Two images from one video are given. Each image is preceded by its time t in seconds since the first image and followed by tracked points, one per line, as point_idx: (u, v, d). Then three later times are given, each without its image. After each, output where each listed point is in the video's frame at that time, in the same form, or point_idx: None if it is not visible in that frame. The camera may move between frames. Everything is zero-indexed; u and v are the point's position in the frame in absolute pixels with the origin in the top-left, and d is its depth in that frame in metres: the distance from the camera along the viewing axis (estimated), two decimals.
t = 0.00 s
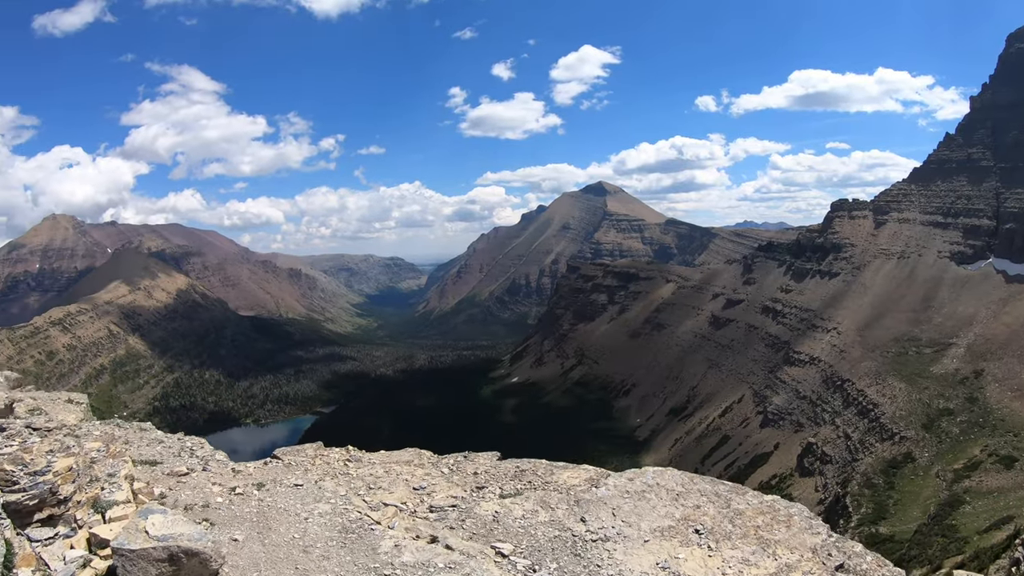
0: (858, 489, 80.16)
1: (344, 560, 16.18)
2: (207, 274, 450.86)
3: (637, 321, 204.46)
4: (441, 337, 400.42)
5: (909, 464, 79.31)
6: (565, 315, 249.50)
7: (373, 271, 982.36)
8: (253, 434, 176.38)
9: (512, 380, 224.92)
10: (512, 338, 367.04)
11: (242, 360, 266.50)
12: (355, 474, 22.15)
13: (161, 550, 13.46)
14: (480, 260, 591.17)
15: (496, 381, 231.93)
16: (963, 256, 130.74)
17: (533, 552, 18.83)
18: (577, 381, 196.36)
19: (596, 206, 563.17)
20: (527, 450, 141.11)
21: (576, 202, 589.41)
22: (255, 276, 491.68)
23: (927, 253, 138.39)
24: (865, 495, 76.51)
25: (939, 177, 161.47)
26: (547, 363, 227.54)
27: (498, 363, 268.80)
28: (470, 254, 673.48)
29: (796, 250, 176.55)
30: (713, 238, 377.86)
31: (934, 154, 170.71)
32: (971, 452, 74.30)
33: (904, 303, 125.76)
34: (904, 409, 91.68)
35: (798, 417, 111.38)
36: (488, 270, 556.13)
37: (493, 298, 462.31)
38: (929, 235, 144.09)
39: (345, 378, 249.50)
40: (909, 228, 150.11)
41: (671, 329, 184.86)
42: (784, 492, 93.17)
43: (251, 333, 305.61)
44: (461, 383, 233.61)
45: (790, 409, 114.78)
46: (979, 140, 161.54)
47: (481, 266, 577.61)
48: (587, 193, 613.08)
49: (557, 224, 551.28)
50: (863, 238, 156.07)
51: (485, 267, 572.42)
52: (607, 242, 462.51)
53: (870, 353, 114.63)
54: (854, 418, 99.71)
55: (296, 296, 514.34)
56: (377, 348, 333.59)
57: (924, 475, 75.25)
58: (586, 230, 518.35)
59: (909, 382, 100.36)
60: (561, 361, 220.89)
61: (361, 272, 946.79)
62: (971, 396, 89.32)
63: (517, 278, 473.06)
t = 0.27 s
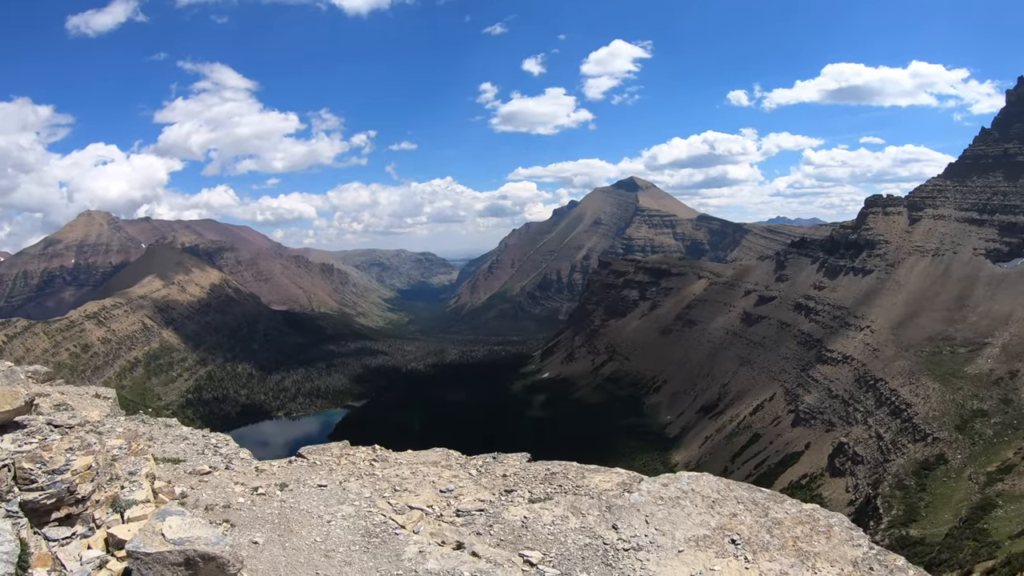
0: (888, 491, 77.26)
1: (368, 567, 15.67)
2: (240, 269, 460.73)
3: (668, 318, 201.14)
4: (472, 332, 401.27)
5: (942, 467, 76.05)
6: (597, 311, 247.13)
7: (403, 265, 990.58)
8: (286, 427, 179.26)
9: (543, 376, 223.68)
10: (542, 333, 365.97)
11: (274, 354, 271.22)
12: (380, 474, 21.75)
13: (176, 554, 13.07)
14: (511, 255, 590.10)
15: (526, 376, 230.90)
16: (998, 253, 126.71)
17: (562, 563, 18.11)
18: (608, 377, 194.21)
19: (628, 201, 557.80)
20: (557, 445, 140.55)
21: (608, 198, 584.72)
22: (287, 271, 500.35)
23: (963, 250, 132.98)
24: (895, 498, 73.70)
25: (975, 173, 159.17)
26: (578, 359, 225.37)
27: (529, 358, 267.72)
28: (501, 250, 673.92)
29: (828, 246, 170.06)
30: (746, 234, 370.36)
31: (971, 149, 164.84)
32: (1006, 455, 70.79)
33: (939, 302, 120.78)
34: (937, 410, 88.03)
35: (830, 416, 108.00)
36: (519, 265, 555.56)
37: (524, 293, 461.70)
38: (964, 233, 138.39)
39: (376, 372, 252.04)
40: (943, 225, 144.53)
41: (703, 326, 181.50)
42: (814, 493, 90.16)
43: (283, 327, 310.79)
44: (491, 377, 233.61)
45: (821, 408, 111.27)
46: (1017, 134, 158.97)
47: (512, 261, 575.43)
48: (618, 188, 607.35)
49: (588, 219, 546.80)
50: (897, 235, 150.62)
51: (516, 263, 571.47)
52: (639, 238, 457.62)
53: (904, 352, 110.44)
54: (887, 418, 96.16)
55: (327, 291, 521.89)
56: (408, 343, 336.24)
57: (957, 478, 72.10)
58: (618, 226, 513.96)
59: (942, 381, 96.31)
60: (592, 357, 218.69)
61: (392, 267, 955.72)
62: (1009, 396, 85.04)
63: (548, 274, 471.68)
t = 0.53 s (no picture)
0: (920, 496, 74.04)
1: None
2: (275, 265, 470.61)
3: (702, 316, 197.17)
4: (505, 328, 400.81)
5: (977, 471, 72.57)
6: (630, 308, 244.04)
7: (437, 261, 995.85)
8: (318, 421, 181.59)
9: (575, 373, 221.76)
10: (574, 331, 363.74)
11: (307, 348, 275.67)
12: (409, 482, 21.26)
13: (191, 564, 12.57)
14: (544, 252, 588.00)
15: (559, 373, 229.00)
16: None
17: None
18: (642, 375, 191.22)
19: (662, 198, 550.92)
20: (587, 442, 139.08)
21: (641, 195, 578.69)
22: (321, 266, 507.88)
23: (1004, 250, 126.84)
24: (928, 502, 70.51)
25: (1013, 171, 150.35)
26: (611, 356, 221.98)
27: (561, 356, 265.59)
28: (533, 247, 673.15)
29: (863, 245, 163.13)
30: (781, 232, 361.41)
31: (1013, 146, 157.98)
32: None
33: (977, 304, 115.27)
34: (973, 412, 84.04)
35: (864, 418, 104.14)
36: (551, 262, 553.78)
37: (558, 290, 460.02)
38: (1003, 232, 131.77)
39: (408, 368, 253.53)
40: (980, 225, 137.92)
41: (737, 325, 177.45)
42: (846, 496, 86.69)
43: (317, 322, 315.92)
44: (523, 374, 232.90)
45: (856, 409, 107.26)
46: None
47: (545, 258, 572.69)
48: (651, 185, 600.30)
49: (622, 216, 541.31)
50: (933, 234, 144.46)
51: (549, 259, 569.76)
52: (673, 235, 451.49)
53: (940, 353, 105.82)
54: (922, 421, 92.25)
55: (361, 286, 529.01)
56: (441, 339, 337.66)
57: (992, 483, 68.61)
58: (651, 223, 508.31)
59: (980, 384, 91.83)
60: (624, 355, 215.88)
61: (425, 263, 963.33)
62: None
63: (581, 271, 469.28)
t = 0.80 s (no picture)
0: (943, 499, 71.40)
1: None
2: (300, 263, 476.67)
3: (726, 316, 193.73)
4: (528, 327, 399.90)
5: (1003, 476, 69.77)
6: (653, 308, 241.09)
7: (461, 259, 998.46)
8: (341, 419, 183.05)
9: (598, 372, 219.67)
10: (597, 330, 361.29)
11: (330, 346, 278.20)
12: (428, 492, 20.85)
13: None
14: (568, 250, 585.90)
15: (582, 372, 226.79)
16: None
17: None
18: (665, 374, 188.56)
19: (686, 197, 544.24)
20: (608, 442, 137.87)
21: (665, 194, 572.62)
22: (345, 265, 512.86)
23: None
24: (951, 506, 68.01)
25: None
26: (634, 356, 219.12)
27: (584, 355, 263.49)
28: (557, 246, 670.83)
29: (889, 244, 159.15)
30: (806, 231, 354.18)
31: None
32: None
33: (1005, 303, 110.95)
34: (1000, 415, 80.87)
35: (887, 420, 100.99)
36: (575, 261, 550.97)
37: (580, 289, 457.63)
38: None
39: (431, 366, 254.17)
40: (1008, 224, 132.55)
41: (760, 325, 174.02)
42: (868, 499, 83.77)
43: (340, 320, 318.86)
44: (545, 373, 231.73)
45: (879, 411, 104.06)
46: None
47: (569, 257, 570.22)
48: (674, 184, 593.81)
49: (646, 215, 535.86)
50: (959, 233, 139.76)
51: (572, 258, 566.93)
52: (696, 234, 445.65)
53: (966, 354, 102.22)
54: (946, 423, 89.16)
55: (384, 284, 533.04)
56: (464, 337, 338.31)
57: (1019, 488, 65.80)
58: (675, 222, 502.62)
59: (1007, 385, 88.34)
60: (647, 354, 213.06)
61: (449, 261, 966.86)
62: None
63: (604, 270, 466.19)
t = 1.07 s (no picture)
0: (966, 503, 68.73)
1: None
2: (322, 261, 482.38)
3: (749, 315, 190.42)
4: (549, 326, 398.58)
5: None
6: (675, 307, 238.11)
7: (483, 258, 1000.42)
8: (362, 416, 184.28)
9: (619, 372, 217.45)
10: (619, 329, 358.54)
11: (352, 344, 280.60)
12: (439, 501, 20.53)
13: None
14: (590, 249, 583.10)
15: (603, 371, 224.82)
16: None
17: None
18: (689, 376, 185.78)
19: (708, 197, 537.42)
20: (629, 441, 136.78)
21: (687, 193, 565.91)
22: (367, 263, 517.49)
23: None
24: (974, 509, 65.34)
25: None
26: (655, 355, 216.52)
27: (606, 354, 261.37)
28: (579, 245, 667.69)
29: (914, 244, 155.02)
30: (830, 230, 347.10)
31: None
32: None
33: None
34: None
35: (910, 421, 97.94)
36: (596, 260, 547.50)
37: (603, 288, 454.57)
38: None
39: (453, 364, 254.70)
40: None
41: (783, 325, 170.61)
42: (890, 502, 81.16)
43: (362, 318, 321.35)
44: (566, 372, 230.53)
45: (902, 412, 101.04)
46: None
47: (591, 256, 567.00)
48: (696, 183, 586.72)
49: (669, 213, 531.08)
50: (986, 232, 135.32)
51: (594, 257, 563.36)
52: (718, 233, 439.50)
53: (992, 356, 98.72)
54: (970, 425, 86.19)
55: (406, 282, 536.39)
56: (486, 335, 338.64)
57: None
58: (697, 222, 496.70)
59: None
60: (668, 354, 210.29)
61: (471, 260, 968.76)
62: None
63: (626, 269, 462.60)
